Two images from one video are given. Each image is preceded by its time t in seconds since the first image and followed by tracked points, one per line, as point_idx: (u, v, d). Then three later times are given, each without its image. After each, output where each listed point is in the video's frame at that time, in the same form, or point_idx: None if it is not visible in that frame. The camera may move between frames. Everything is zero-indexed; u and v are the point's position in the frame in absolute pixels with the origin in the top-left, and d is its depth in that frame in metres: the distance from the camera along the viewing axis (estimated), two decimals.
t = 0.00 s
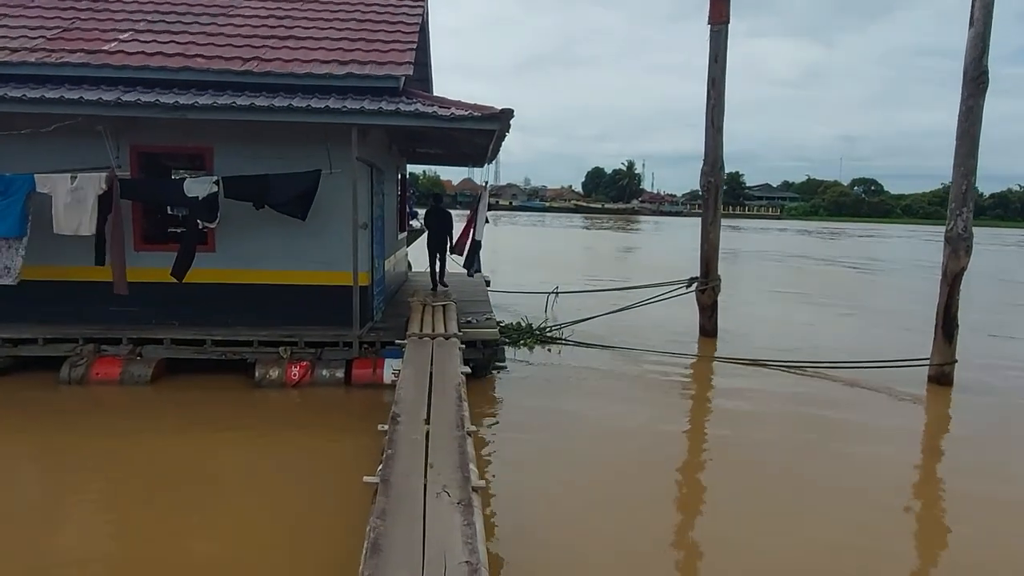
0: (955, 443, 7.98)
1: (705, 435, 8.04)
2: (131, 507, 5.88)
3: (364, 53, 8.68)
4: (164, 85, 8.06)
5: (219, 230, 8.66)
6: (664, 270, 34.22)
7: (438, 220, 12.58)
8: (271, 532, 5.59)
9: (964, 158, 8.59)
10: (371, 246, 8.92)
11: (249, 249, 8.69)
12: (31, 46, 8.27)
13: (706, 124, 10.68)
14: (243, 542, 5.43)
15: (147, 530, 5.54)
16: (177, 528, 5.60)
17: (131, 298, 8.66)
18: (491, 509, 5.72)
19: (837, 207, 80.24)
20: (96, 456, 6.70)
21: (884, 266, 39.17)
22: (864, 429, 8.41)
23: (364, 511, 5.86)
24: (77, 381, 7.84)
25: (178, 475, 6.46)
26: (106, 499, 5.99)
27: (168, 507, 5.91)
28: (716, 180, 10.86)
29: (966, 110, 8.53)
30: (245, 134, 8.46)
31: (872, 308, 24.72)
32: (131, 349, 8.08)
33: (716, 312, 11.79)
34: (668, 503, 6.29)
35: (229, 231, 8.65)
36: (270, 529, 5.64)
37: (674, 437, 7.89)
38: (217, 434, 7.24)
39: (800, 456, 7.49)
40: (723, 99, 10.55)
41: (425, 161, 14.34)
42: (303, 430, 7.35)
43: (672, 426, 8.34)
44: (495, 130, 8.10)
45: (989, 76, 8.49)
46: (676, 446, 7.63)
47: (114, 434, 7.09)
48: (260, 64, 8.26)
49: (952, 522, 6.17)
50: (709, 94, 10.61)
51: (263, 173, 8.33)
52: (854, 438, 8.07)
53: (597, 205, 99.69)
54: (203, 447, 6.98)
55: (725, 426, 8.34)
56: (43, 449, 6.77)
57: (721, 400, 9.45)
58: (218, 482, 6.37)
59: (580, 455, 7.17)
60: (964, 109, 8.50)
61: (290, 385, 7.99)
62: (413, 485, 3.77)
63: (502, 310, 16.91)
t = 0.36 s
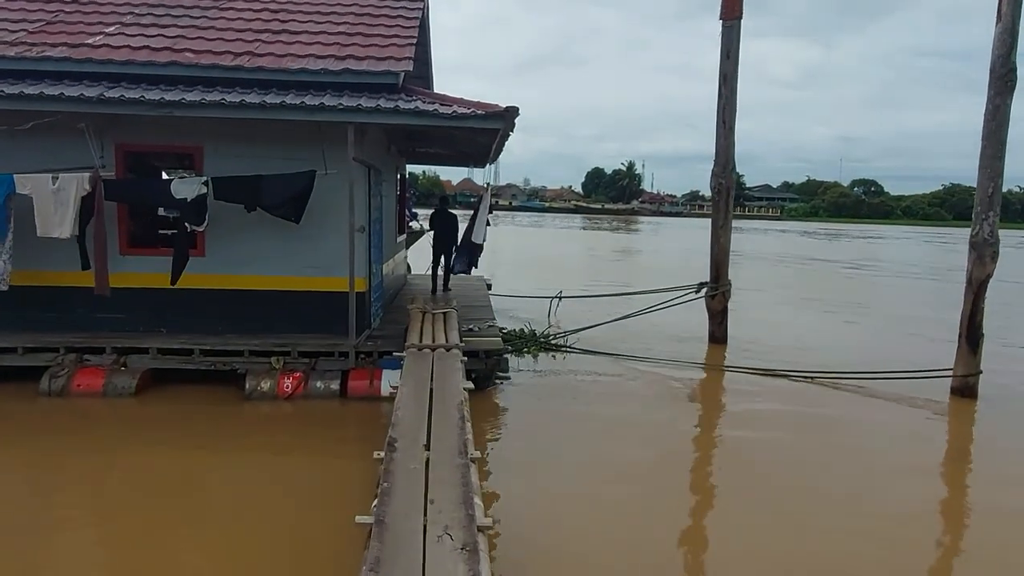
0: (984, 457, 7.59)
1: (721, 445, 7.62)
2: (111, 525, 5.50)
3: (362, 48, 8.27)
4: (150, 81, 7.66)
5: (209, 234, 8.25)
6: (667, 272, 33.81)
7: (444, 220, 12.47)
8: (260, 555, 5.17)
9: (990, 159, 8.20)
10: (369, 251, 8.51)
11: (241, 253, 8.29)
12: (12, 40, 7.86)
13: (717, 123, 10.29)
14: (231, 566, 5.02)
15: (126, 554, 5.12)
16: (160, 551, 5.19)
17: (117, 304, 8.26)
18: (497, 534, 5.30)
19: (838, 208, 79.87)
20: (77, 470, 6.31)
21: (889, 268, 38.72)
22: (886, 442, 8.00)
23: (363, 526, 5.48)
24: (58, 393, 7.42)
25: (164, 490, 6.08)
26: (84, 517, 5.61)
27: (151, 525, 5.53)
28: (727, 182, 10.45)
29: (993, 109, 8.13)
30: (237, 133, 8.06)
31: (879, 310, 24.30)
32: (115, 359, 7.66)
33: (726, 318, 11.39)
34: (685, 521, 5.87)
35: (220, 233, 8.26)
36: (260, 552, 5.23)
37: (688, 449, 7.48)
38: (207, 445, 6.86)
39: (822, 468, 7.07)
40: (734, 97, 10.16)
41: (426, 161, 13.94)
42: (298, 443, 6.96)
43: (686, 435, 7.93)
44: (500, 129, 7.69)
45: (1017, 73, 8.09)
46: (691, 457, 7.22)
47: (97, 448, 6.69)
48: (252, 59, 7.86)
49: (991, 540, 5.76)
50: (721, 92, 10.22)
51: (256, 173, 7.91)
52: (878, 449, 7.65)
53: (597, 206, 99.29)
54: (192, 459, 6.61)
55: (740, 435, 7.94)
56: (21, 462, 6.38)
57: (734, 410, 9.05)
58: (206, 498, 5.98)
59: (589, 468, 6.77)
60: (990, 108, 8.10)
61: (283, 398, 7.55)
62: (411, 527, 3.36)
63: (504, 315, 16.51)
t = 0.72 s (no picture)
0: (1010, 467, 7.20)
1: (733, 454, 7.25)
2: (87, 542, 5.14)
3: (356, 38, 7.89)
4: (134, 72, 7.28)
5: (197, 233, 7.88)
6: (669, 271, 33.44)
7: (439, 220, 12.75)
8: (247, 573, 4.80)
9: (1014, 154, 7.82)
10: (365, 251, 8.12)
11: (231, 254, 7.92)
12: None
13: (727, 118, 9.92)
14: None
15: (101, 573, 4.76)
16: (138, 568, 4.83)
17: (100, 307, 7.89)
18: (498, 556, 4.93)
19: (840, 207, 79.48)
20: (54, 481, 5.95)
21: (893, 268, 38.35)
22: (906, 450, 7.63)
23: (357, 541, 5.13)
24: (35, 401, 7.04)
25: (146, 502, 5.73)
26: (58, 533, 5.24)
27: (129, 541, 5.17)
28: (736, 179, 10.08)
29: (1017, 102, 7.76)
30: (226, 127, 7.69)
31: (886, 310, 23.93)
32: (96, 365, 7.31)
33: (734, 320, 11.01)
34: (699, 539, 5.51)
35: (208, 233, 7.88)
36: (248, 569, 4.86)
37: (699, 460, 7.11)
38: (194, 454, 6.51)
39: (842, 479, 6.70)
40: (744, 91, 9.79)
41: (424, 158, 13.57)
42: (290, 452, 6.60)
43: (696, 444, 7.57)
44: (501, 123, 7.32)
45: None
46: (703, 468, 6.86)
47: (77, 458, 6.33)
48: (241, 49, 7.48)
49: None
50: (730, 86, 9.85)
51: (245, 170, 7.53)
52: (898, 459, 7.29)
53: (597, 205, 98.98)
54: (177, 469, 6.26)
55: (753, 444, 7.57)
56: None
57: (745, 416, 8.67)
58: (190, 511, 5.63)
59: (596, 480, 6.40)
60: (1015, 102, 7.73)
61: (273, 407, 7.16)
62: (405, 563, 3.00)
63: (504, 316, 16.12)
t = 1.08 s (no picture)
0: None
1: (745, 469, 6.92)
2: (62, 564, 4.79)
3: (351, 32, 7.55)
4: (117, 68, 6.94)
5: (185, 236, 7.54)
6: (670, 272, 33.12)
7: (439, 220, 12.40)
8: None
9: None
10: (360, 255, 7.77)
11: (221, 257, 7.58)
12: None
13: (735, 117, 9.58)
14: None
15: None
16: None
17: (83, 313, 7.55)
18: None
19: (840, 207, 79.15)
20: (30, 496, 5.63)
21: (895, 269, 38.04)
22: (926, 463, 7.29)
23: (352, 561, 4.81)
24: (12, 414, 6.69)
25: (128, 520, 5.39)
26: (31, 554, 4.90)
27: (109, 563, 4.84)
28: (745, 181, 9.74)
29: None
30: (215, 125, 7.34)
31: (891, 311, 23.62)
32: (78, 375, 6.95)
33: (742, 326, 10.67)
34: (713, 560, 5.17)
35: (196, 236, 7.54)
36: None
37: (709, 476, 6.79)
38: (179, 467, 6.18)
39: (862, 496, 6.36)
40: (754, 89, 9.46)
41: (423, 158, 13.23)
42: (281, 465, 6.29)
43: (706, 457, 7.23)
44: (503, 122, 6.98)
45: None
46: (714, 484, 6.53)
47: (56, 471, 6.00)
48: (230, 44, 7.13)
49: None
50: (739, 84, 9.51)
51: (234, 170, 7.17)
52: (918, 473, 6.95)
53: (597, 206, 98.62)
54: (161, 482, 5.92)
55: (766, 457, 7.24)
56: None
57: (756, 426, 8.33)
58: (174, 529, 5.30)
59: (602, 494, 6.06)
60: None
61: (263, 419, 6.80)
62: None
63: (505, 320, 15.79)
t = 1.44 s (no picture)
0: None
1: (758, 492, 6.56)
2: None
3: (347, 25, 7.18)
4: (99, 60, 6.56)
5: (171, 238, 7.16)
6: (671, 275, 32.74)
7: (444, 224, 12.16)
8: None
9: None
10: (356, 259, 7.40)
11: (209, 261, 7.20)
12: None
13: (747, 117, 9.22)
14: None
15: None
16: None
17: (64, 319, 7.17)
18: None
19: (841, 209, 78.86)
20: None
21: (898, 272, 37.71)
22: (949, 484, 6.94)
23: None
24: None
25: (107, 543, 5.00)
26: None
27: None
28: (757, 183, 9.38)
29: None
30: (202, 121, 6.97)
31: (896, 316, 23.27)
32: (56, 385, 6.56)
33: (751, 334, 10.31)
34: None
35: (183, 238, 7.17)
36: None
37: (722, 498, 6.42)
38: (162, 482, 5.80)
39: (884, 523, 6.00)
40: (767, 88, 9.10)
41: (421, 157, 12.86)
42: (270, 480, 5.91)
43: (717, 477, 6.87)
44: (508, 120, 6.60)
45: None
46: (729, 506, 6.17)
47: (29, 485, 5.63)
48: (219, 36, 6.76)
49: None
50: (752, 82, 9.15)
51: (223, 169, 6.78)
52: (941, 498, 6.59)
53: (596, 207, 98.31)
54: (141, 498, 5.56)
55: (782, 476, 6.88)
56: None
57: (769, 441, 7.97)
58: (158, 550, 4.91)
59: (611, 519, 5.70)
60: None
61: (251, 433, 6.41)
62: None
63: (504, 325, 15.42)
